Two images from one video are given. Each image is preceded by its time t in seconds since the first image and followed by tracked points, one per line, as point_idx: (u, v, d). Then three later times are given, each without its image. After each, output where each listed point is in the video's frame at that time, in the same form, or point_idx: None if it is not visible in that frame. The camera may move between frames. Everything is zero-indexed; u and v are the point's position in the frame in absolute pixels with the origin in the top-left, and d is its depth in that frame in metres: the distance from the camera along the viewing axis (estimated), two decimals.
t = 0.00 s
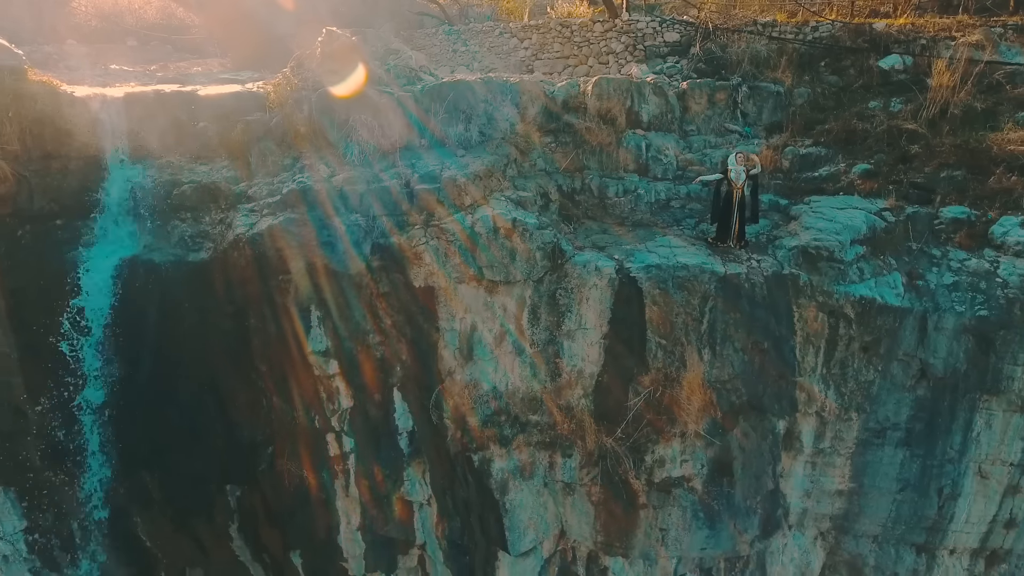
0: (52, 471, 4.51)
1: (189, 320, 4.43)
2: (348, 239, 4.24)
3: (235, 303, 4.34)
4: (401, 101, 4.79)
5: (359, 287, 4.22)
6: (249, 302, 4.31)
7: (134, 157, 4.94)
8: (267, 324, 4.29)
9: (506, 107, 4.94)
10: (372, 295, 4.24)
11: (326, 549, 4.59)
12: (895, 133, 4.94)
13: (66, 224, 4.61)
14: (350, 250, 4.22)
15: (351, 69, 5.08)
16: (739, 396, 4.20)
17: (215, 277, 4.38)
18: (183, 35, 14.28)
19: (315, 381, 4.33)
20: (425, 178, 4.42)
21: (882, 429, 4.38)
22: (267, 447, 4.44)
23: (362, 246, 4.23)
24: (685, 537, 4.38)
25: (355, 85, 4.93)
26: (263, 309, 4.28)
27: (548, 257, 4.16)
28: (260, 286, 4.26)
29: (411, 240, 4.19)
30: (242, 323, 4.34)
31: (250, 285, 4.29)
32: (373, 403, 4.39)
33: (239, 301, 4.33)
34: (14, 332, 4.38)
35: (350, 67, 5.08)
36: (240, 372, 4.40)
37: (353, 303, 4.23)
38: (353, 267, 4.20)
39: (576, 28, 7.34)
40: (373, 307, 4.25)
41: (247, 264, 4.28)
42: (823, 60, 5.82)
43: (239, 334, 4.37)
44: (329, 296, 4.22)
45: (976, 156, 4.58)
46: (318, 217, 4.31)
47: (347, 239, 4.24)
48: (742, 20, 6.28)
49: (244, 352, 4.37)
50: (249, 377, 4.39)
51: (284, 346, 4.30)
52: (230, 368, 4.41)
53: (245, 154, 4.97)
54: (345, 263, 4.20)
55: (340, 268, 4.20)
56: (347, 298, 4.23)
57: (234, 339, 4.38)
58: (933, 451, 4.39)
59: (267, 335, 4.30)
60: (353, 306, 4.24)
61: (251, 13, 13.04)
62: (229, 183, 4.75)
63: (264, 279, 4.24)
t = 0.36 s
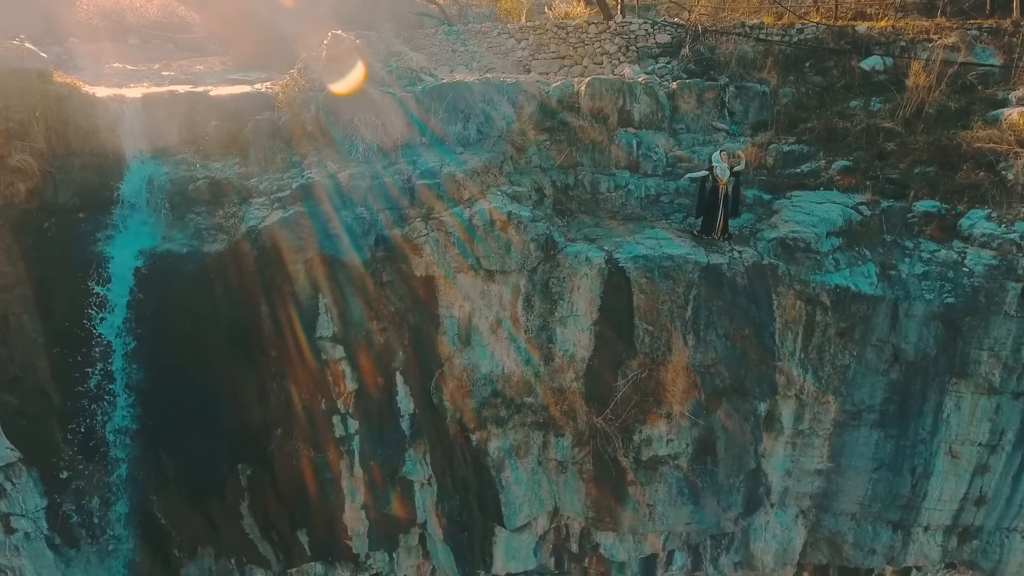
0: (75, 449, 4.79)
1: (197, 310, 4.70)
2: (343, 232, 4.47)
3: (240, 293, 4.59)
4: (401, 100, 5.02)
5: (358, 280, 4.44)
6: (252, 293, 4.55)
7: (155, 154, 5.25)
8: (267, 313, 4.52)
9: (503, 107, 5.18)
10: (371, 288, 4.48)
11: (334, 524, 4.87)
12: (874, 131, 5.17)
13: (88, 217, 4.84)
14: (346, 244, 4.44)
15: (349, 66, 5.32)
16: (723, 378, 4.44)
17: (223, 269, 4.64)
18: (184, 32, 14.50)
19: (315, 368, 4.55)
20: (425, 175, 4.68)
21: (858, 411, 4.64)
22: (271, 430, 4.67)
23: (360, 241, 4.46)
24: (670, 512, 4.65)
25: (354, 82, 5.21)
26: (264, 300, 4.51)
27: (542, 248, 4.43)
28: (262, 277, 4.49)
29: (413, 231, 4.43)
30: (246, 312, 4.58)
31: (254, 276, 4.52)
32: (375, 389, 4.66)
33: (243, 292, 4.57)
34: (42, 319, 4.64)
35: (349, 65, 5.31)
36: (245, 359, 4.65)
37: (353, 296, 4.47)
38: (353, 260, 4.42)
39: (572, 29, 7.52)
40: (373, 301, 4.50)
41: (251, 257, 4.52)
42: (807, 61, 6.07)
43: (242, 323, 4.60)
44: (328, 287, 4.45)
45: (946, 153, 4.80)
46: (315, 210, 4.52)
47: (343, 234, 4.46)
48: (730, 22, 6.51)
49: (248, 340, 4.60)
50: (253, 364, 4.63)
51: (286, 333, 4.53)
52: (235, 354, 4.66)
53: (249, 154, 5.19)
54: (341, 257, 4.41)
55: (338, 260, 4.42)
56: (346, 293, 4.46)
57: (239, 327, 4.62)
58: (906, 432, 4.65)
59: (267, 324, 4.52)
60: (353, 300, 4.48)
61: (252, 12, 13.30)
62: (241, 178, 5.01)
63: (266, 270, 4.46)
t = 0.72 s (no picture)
0: (104, 430, 5.15)
1: (204, 305, 5.00)
2: (342, 231, 4.76)
3: (245, 287, 4.90)
4: (403, 102, 5.32)
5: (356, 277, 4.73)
6: (257, 286, 4.86)
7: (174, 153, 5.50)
8: (272, 304, 4.82)
9: (502, 107, 5.48)
10: (369, 283, 4.76)
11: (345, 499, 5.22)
12: (852, 130, 5.45)
13: (115, 211, 5.13)
14: (345, 242, 4.73)
15: (350, 64, 5.72)
16: (708, 361, 4.76)
17: (227, 264, 4.95)
18: (185, 32, 14.27)
19: (320, 354, 4.85)
20: (424, 173, 4.97)
21: (835, 393, 4.94)
22: (280, 415, 4.97)
23: (359, 239, 4.74)
24: (658, 486, 4.98)
25: (352, 81, 5.62)
26: (269, 292, 4.81)
27: (538, 240, 4.75)
28: (267, 270, 4.81)
29: (418, 223, 4.71)
30: (251, 304, 4.89)
31: (259, 270, 4.84)
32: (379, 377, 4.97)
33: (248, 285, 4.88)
34: (71, 306, 4.95)
35: (349, 62, 5.72)
36: (252, 348, 4.96)
37: (351, 291, 4.75)
38: (354, 258, 4.71)
39: (569, 31, 7.75)
40: (372, 296, 4.79)
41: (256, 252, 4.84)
42: (791, 64, 6.37)
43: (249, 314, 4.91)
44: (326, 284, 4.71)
45: (917, 151, 5.07)
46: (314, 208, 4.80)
47: (342, 232, 4.75)
48: (719, 26, 6.79)
49: (254, 330, 4.92)
50: (260, 353, 4.94)
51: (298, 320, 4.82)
52: (243, 344, 4.97)
53: (263, 151, 5.50)
54: (340, 255, 4.69)
55: (337, 257, 4.69)
56: (345, 289, 4.75)
57: (245, 319, 4.93)
58: (880, 412, 4.95)
59: (273, 314, 4.83)
60: (354, 296, 4.77)
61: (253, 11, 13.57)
62: (257, 174, 5.29)
63: (271, 265, 4.78)
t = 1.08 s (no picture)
0: (129, 413, 5.49)
1: (205, 305, 5.35)
2: (341, 231, 5.10)
3: (243, 287, 5.25)
4: (404, 105, 5.61)
5: (355, 274, 5.10)
6: (264, 281, 5.20)
7: (195, 154, 5.72)
8: (273, 301, 5.23)
9: (502, 110, 5.82)
10: (369, 279, 5.13)
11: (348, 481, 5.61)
12: (832, 132, 5.77)
13: (141, 207, 5.39)
14: (345, 241, 5.09)
15: (350, 61, 6.27)
16: (694, 348, 5.11)
17: (224, 267, 5.26)
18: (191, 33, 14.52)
19: (320, 346, 5.29)
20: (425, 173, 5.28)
21: (813, 377, 5.27)
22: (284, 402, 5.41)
23: (357, 238, 5.10)
24: (647, 465, 5.31)
25: (349, 79, 6.20)
26: (268, 291, 5.21)
27: (534, 235, 5.07)
28: (265, 271, 5.18)
29: (423, 219, 5.05)
30: (255, 299, 5.25)
31: (258, 270, 5.20)
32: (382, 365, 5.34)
33: (247, 285, 5.24)
34: (100, 296, 5.27)
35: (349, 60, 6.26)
36: (261, 339, 5.32)
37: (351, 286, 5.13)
38: (355, 256, 5.09)
39: (565, 35, 8.04)
40: (370, 292, 5.16)
41: (253, 253, 5.19)
42: (777, 67, 6.68)
43: (258, 307, 5.27)
44: (325, 280, 5.13)
45: (891, 151, 5.39)
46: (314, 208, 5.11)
47: (341, 232, 5.09)
48: (709, 31, 7.12)
49: (259, 323, 5.29)
50: (260, 347, 5.33)
51: (312, 311, 5.22)
52: (256, 335, 5.31)
53: (276, 148, 5.83)
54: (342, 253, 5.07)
55: (339, 255, 5.07)
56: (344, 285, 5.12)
57: (245, 316, 5.30)
58: (856, 396, 5.27)
59: (273, 310, 5.24)
60: (355, 291, 5.14)
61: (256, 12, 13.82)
62: (273, 173, 5.57)
63: (269, 265, 5.17)
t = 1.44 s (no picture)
0: (154, 396, 5.86)
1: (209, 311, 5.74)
2: (342, 232, 5.42)
3: (257, 281, 5.57)
4: (408, 108, 5.99)
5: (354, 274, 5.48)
6: (276, 275, 5.53)
7: (217, 154, 6.02)
8: (272, 304, 5.61)
9: (502, 111, 6.19)
10: (372, 275, 5.49)
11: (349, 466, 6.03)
12: (814, 132, 6.11)
13: (166, 203, 5.73)
14: (347, 240, 5.43)
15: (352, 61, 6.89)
16: (682, 335, 5.48)
17: (224, 277, 5.63)
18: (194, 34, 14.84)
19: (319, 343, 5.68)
20: (426, 173, 5.61)
21: (793, 363, 5.61)
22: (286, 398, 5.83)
23: (357, 238, 5.43)
24: (638, 444, 5.68)
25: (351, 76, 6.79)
26: (268, 295, 5.58)
27: (532, 230, 5.43)
28: (263, 276, 5.54)
29: (429, 214, 5.39)
30: (268, 292, 5.58)
31: (257, 276, 5.56)
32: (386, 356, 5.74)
33: (246, 292, 5.60)
34: (128, 285, 5.62)
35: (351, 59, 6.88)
36: (274, 329, 5.66)
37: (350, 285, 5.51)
38: (357, 254, 5.44)
39: (563, 39, 8.38)
40: (370, 289, 5.53)
41: (253, 259, 5.55)
42: (764, 70, 6.99)
43: (271, 299, 5.61)
44: (324, 280, 5.51)
45: (868, 151, 5.72)
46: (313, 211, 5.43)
47: (342, 233, 5.42)
48: (700, 35, 7.35)
49: (272, 314, 5.64)
50: (260, 349, 5.71)
51: (324, 301, 5.58)
52: (270, 325, 5.65)
53: (288, 148, 6.15)
54: (349, 253, 5.43)
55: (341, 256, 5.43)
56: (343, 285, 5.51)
57: (259, 306, 5.63)
58: (834, 380, 5.63)
59: (287, 301, 5.59)
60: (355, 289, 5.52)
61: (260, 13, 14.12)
62: (288, 172, 5.88)
63: (269, 271, 5.53)
